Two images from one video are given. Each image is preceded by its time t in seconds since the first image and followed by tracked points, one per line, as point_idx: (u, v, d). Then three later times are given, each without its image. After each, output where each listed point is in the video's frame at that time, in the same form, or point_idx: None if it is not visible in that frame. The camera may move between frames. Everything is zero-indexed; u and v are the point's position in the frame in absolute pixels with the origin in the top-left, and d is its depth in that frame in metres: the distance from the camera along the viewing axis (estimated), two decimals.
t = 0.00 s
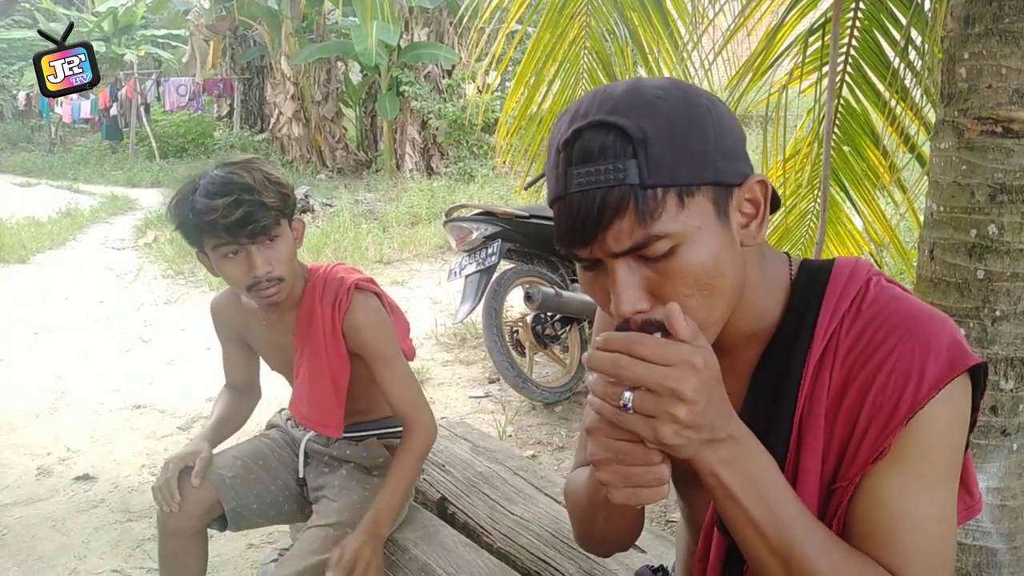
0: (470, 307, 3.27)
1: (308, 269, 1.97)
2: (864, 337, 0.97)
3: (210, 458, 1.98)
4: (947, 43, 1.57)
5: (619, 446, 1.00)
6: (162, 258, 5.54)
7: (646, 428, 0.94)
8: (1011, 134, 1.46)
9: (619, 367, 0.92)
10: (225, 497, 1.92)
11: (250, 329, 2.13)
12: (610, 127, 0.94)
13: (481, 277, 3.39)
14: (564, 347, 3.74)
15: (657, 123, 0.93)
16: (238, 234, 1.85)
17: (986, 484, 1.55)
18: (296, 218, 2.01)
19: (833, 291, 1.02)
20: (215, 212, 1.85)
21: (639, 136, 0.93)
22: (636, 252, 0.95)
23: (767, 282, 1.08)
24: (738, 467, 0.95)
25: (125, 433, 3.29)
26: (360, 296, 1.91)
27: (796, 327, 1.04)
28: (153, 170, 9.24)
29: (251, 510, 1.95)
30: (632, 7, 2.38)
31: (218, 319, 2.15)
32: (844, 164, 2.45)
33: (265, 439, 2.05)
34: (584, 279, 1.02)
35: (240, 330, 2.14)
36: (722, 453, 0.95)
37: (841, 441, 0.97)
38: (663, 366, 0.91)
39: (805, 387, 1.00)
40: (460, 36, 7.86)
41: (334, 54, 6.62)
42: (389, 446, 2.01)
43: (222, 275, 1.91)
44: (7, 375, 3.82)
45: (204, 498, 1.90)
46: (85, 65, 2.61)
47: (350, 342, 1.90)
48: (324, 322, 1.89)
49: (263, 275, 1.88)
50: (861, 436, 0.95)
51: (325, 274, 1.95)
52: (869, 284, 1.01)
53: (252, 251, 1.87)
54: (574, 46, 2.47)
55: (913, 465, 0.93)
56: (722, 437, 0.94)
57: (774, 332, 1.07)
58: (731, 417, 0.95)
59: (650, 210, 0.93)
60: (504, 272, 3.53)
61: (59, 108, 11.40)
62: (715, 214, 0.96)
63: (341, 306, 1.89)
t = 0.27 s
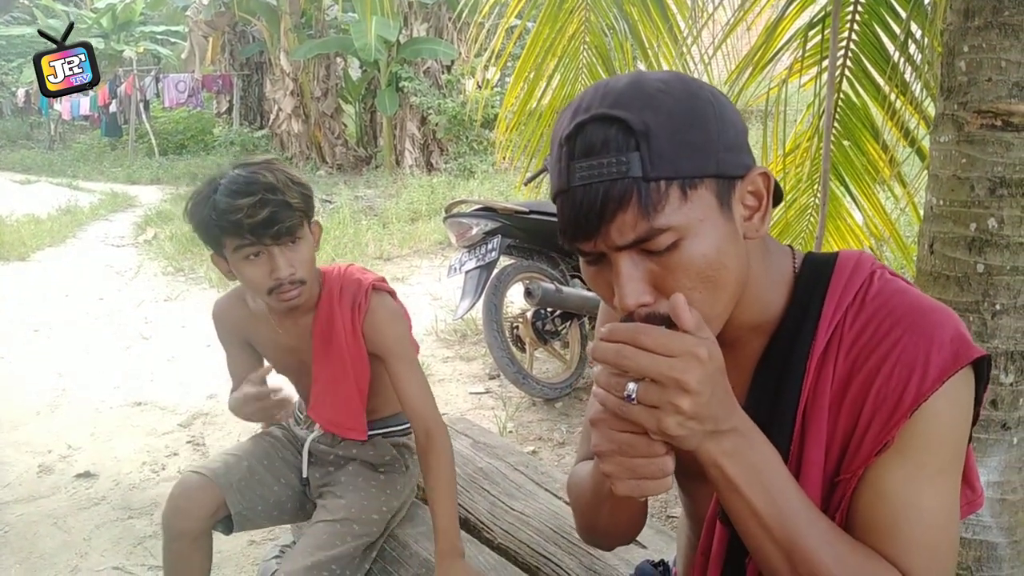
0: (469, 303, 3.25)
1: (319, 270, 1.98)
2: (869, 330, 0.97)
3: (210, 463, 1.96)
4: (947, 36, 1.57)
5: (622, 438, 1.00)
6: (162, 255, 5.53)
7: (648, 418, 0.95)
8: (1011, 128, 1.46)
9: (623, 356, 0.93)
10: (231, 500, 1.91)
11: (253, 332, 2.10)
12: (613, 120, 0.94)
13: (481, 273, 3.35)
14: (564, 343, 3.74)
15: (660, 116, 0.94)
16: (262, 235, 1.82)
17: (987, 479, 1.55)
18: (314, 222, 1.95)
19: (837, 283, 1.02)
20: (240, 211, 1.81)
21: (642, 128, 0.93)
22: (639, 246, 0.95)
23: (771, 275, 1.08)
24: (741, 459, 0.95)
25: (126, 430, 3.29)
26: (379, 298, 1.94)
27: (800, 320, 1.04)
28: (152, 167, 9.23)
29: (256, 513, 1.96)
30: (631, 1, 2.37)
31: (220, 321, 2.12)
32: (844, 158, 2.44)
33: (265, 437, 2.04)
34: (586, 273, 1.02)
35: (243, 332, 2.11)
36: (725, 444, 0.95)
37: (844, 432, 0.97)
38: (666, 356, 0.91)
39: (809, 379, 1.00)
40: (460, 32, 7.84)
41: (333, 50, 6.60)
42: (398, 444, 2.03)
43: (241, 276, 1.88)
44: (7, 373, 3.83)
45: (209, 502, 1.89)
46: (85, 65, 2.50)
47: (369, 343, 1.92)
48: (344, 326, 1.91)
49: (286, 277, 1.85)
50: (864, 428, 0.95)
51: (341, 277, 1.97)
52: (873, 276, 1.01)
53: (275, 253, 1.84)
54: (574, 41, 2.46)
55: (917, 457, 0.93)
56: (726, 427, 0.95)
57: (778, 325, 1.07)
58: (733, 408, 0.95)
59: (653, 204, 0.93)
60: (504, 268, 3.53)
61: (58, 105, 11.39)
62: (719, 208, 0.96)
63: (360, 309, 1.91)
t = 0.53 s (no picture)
0: (469, 304, 3.25)
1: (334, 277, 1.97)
2: (871, 331, 0.97)
3: (215, 476, 1.95)
4: (945, 37, 1.57)
5: (625, 436, 1.00)
6: (162, 256, 5.54)
7: (651, 417, 0.95)
8: (1009, 129, 1.46)
9: (625, 355, 0.93)
10: (240, 512, 1.90)
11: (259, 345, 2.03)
12: (615, 121, 0.94)
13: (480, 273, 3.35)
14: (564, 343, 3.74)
15: (662, 116, 0.93)
16: (281, 248, 1.77)
17: (986, 479, 1.55)
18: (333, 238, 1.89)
19: (839, 284, 1.02)
20: (259, 223, 1.77)
21: (643, 129, 0.93)
22: (641, 246, 0.95)
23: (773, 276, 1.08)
24: (744, 460, 0.95)
25: (126, 431, 3.29)
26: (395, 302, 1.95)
27: (802, 321, 1.04)
28: (152, 167, 9.23)
29: (264, 522, 1.95)
30: (630, 2, 2.37)
31: (225, 334, 2.04)
32: (843, 159, 2.45)
33: (266, 444, 2.03)
34: (588, 274, 1.02)
35: (248, 346, 2.04)
36: (728, 444, 0.95)
37: (846, 433, 0.97)
38: (670, 355, 0.91)
39: (811, 380, 1.00)
40: (459, 32, 7.84)
41: (332, 51, 6.60)
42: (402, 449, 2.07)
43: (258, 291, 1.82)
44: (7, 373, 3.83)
45: (219, 515, 1.88)
46: (86, 65, 2.51)
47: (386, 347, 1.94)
48: (362, 330, 1.92)
49: (304, 290, 1.79)
50: (866, 429, 0.95)
51: (354, 283, 1.97)
52: (875, 278, 1.01)
53: (293, 266, 1.79)
54: (573, 42, 2.47)
55: (918, 458, 0.93)
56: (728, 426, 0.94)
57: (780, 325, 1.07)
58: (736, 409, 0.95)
59: (655, 204, 0.93)
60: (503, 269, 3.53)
61: (58, 106, 11.39)
62: (720, 209, 0.96)
63: (378, 315, 1.93)
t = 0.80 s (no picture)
0: (468, 304, 3.26)
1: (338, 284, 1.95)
2: (872, 334, 0.97)
3: (220, 487, 1.93)
4: (945, 39, 1.57)
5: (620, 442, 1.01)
6: (160, 256, 5.53)
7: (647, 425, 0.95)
8: (1008, 130, 1.46)
9: (621, 363, 0.93)
10: (247, 525, 1.90)
11: (263, 359, 2.01)
12: (611, 127, 0.94)
13: (480, 273, 3.36)
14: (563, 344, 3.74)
15: (659, 121, 0.93)
16: (288, 252, 1.76)
17: (984, 481, 1.55)
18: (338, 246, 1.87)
19: (839, 287, 1.02)
20: (265, 228, 1.76)
21: (640, 134, 0.93)
22: (638, 252, 0.95)
23: (773, 279, 1.08)
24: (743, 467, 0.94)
25: (124, 431, 3.29)
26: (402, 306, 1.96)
27: (802, 324, 1.04)
28: (151, 167, 9.22)
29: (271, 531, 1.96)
30: (629, 3, 2.37)
31: (225, 352, 2.01)
32: (842, 160, 2.45)
33: (266, 451, 2.02)
34: (587, 280, 1.02)
35: (249, 358, 2.02)
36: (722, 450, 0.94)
37: (847, 437, 0.97)
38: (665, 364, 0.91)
39: (812, 383, 1.00)
40: (459, 33, 7.83)
41: (331, 51, 6.60)
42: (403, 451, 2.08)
43: (264, 299, 1.80)
44: (5, 373, 3.82)
45: (227, 528, 1.87)
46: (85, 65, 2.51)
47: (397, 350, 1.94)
48: (372, 335, 1.92)
49: (312, 297, 1.78)
50: (867, 433, 0.95)
51: (358, 288, 1.97)
52: (875, 280, 1.01)
53: (300, 272, 1.78)
54: (572, 43, 2.48)
55: (920, 461, 0.93)
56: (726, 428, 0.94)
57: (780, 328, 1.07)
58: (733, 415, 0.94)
59: (652, 210, 0.93)
60: (502, 269, 3.52)
61: (57, 106, 11.39)
62: (718, 213, 0.96)
63: (387, 320, 1.94)
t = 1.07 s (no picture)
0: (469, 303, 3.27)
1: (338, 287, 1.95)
2: (874, 337, 0.97)
3: (224, 491, 1.94)
4: (945, 36, 1.57)
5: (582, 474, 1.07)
6: (161, 255, 5.53)
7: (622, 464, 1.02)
8: (1008, 127, 1.46)
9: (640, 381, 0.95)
10: (254, 528, 1.91)
11: (269, 368, 2.00)
12: (601, 124, 0.95)
13: (480, 271, 3.37)
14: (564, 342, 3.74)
15: (649, 120, 0.94)
16: (284, 253, 1.73)
17: (985, 477, 1.55)
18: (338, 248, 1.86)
19: (837, 289, 1.02)
20: (261, 229, 1.74)
21: (630, 133, 0.93)
22: (627, 249, 0.95)
23: (769, 280, 1.08)
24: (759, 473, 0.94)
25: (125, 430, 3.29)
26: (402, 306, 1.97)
27: (801, 328, 1.04)
28: (151, 166, 9.22)
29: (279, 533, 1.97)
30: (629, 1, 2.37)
31: (225, 365, 1.99)
32: (842, 158, 2.45)
33: (267, 452, 2.03)
34: (580, 278, 1.02)
35: (252, 367, 2.00)
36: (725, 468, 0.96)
37: (853, 440, 0.97)
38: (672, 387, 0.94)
39: (813, 387, 1.00)
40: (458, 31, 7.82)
41: (331, 49, 6.59)
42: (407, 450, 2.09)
43: (263, 304, 1.78)
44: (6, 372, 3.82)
45: (234, 532, 1.89)
46: (85, 65, 2.51)
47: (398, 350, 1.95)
48: (376, 338, 1.93)
49: (309, 300, 1.75)
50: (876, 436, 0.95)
51: (357, 290, 1.97)
52: (872, 281, 1.01)
53: (297, 273, 1.76)
54: (572, 42, 2.48)
55: (933, 464, 0.94)
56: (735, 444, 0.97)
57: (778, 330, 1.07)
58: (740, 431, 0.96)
59: (641, 208, 0.94)
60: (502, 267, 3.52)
61: (57, 105, 11.38)
62: (708, 211, 0.96)
63: (389, 320, 1.94)
